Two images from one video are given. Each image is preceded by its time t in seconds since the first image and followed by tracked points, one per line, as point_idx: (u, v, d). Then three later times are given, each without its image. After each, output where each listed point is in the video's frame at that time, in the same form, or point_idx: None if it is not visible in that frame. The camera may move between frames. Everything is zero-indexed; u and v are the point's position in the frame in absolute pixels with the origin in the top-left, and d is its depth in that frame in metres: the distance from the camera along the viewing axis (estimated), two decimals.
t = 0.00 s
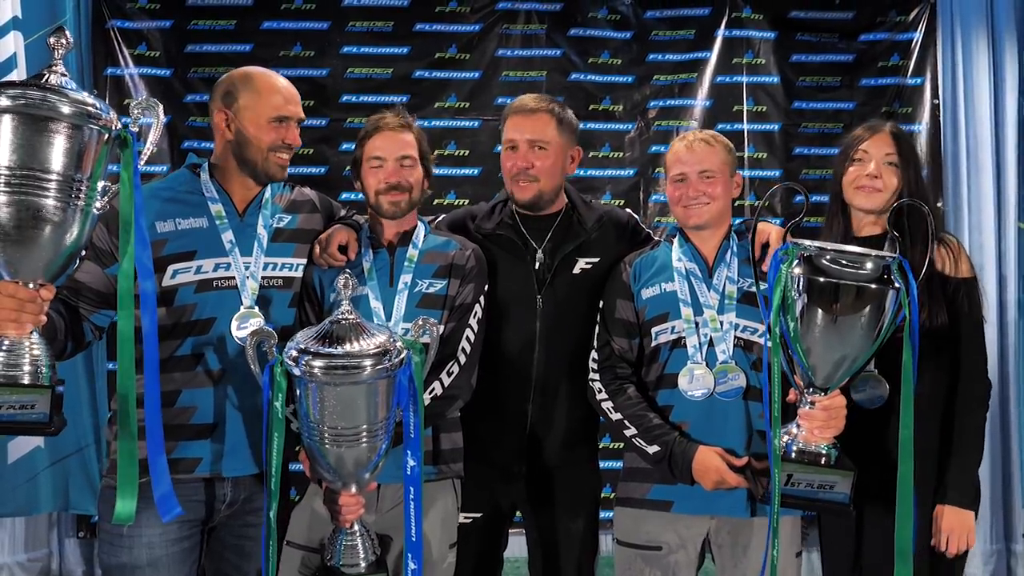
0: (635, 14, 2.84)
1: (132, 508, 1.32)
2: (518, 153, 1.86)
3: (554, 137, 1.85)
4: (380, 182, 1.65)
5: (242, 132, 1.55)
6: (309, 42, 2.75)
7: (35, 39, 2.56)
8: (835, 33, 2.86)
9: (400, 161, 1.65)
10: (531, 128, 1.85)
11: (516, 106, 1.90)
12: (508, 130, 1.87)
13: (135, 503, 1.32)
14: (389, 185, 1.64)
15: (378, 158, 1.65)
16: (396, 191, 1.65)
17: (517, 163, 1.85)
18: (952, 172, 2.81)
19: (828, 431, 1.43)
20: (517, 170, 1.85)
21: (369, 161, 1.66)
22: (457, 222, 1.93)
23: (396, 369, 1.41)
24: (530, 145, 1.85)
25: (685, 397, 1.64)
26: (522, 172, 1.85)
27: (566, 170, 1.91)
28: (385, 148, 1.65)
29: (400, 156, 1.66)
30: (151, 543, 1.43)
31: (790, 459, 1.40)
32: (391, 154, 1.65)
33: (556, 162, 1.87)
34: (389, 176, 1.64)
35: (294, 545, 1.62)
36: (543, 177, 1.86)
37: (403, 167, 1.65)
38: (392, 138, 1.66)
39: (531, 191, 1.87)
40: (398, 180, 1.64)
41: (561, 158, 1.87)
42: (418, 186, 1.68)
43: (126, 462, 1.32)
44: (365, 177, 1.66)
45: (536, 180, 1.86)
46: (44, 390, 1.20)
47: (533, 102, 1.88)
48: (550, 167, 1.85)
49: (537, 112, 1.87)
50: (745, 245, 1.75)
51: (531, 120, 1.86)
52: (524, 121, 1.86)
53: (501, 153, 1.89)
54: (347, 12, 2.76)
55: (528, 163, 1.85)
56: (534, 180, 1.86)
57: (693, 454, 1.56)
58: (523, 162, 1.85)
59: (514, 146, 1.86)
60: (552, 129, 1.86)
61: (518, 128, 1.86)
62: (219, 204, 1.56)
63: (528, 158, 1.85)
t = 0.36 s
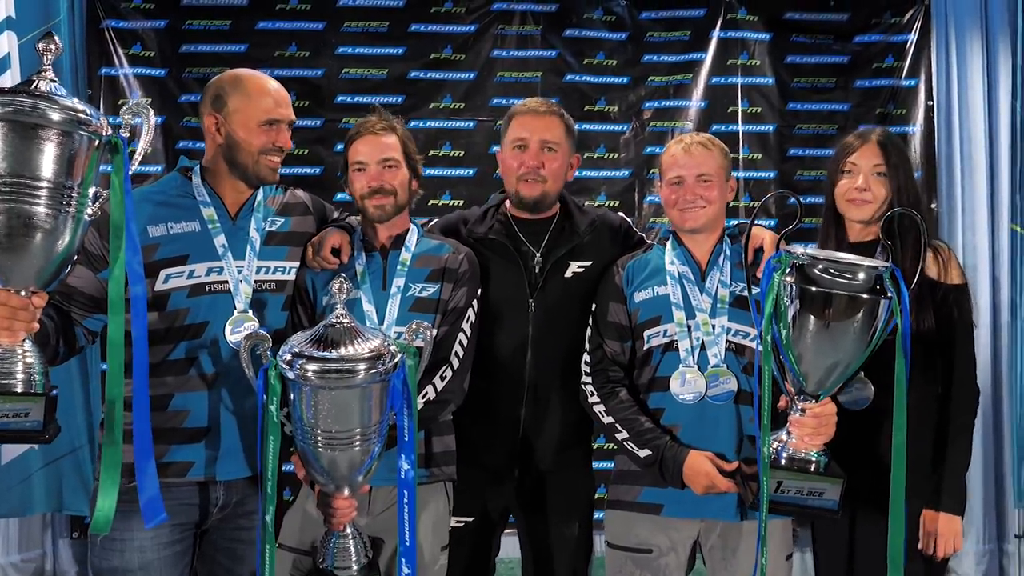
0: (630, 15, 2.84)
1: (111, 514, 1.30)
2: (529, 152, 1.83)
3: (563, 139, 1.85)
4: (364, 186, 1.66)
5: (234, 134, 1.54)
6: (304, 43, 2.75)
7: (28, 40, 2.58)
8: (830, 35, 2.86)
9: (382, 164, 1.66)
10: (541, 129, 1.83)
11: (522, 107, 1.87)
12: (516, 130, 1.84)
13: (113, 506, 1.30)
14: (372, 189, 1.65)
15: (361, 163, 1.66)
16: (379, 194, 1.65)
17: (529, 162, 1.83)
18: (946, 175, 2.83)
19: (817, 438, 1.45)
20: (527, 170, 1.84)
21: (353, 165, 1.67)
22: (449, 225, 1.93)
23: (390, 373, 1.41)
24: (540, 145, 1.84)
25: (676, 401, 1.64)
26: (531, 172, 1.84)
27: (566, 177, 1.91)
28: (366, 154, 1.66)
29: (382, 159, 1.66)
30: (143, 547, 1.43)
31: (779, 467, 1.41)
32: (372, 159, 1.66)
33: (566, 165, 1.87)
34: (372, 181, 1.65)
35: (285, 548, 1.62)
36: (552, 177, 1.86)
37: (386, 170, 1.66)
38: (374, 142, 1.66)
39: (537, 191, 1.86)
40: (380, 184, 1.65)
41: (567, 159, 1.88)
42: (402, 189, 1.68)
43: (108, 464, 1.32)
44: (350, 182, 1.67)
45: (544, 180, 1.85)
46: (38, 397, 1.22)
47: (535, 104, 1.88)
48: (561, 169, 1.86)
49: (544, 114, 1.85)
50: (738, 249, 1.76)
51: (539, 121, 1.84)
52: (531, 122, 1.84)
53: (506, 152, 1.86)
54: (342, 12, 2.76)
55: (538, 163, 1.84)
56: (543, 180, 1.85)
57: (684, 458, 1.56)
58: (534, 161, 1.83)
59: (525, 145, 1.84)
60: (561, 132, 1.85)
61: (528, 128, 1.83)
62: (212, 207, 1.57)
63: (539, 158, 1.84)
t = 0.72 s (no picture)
0: (626, 11, 2.84)
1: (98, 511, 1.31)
2: (521, 162, 1.82)
3: (554, 146, 1.83)
4: (356, 179, 1.65)
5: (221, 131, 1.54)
6: (299, 40, 2.74)
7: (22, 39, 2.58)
8: (827, 31, 2.86)
9: (375, 157, 1.65)
10: (533, 137, 1.81)
11: (512, 110, 1.85)
12: (506, 139, 1.82)
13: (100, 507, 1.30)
14: (363, 182, 1.64)
15: (353, 156, 1.65)
16: (371, 187, 1.64)
17: (522, 172, 1.82)
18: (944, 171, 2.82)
19: (813, 431, 1.43)
20: (520, 180, 1.83)
21: (345, 159, 1.66)
22: (441, 222, 1.93)
23: (379, 371, 1.41)
24: (532, 154, 1.83)
25: (671, 398, 1.64)
26: (524, 182, 1.83)
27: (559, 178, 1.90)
28: (360, 147, 1.65)
29: (375, 153, 1.65)
30: (133, 543, 1.43)
31: (775, 460, 1.39)
32: (366, 152, 1.65)
33: (557, 167, 1.86)
34: (364, 174, 1.64)
35: (276, 545, 1.62)
36: (546, 185, 1.85)
37: (378, 164, 1.65)
38: (367, 135, 1.65)
39: (530, 202, 1.86)
40: (371, 177, 1.64)
41: (558, 166, 1.86)
42: (394, 183, 1.67)
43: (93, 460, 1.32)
44: (341, 176, 1.67)
45: (537, 189, 1.84)
46: (25, 393, 1.21)
47: (527, 107, 1.84)
48: (554, 175, 1.85)
49: (536, 120, 1.83)
50: (733, 246, 1.74)
51: (531, 127, 1.82)
52: (523, 129, 1.82)
53: (498, 160, 1.84)
54: (337, 9, 2.75)
55: (532, 173, 1.83)
56: (536, 190, 1.84)
57: (679, 455, 1.56)
58: (527, 171, 1.82)
59: (517, 155, 1.82)
60: (553, 137, 1.83)
61: (519, 137, 1.81)
62: (201, 205, 1.56)
63: (532, 167, 1.83)
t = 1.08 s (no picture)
0: (632, 6, 2.81)
1: (96, 510, 1.29)
2: (540, 160, 1.81)
3: (566, 142, 1.84)
4: (356, 178, 1.64)
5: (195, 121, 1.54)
6: (304, 37, 2.74)
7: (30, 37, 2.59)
8: (835, 25, 2.83)
9: (376, 155, 1.64)
10: (547, 134, 1.81)
11: (523, 107, 1.83)
12: (524, 137, 1.80)
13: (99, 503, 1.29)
14: (364, 180, 1.63)
15: (354, 154, 1.64)
16: (371, 185, 1.63)
17: (543, 171, 1.80)
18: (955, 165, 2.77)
19: (814, 430, 1.42)
20: (540, 179, 1.81)
21: (345, 156, 1.65)
22: (442, 220, 1.92)
23: (375, 370, 1.40)
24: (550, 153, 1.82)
25: (673, 397, 1.62)
26: (544, 181, 1.81)
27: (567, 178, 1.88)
28: (361, 144, 1.64)
29: (375, 150, 1.64)
30: (132, 543, 1.44)
31: (777, 458, 1.38)
32: (367, 150, 1.63)
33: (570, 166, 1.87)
34: (364, 172, 1.63)
35: (277, 544, 1.62)
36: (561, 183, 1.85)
37: (379, 162, 1.64)
38: (368, 133, 1.64)
39: (549, 201, 1.83)
40: (372, 174, 1.63)
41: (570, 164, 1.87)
42: (394, 182, 1.66)
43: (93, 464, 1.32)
44: (341, 174, 1.65)
45: (557, 189, 1.83)
46: (17, 395, 1.22)
47: (540, 105, 1.83)
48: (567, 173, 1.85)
49: (548, 118, 1.82)
50: (735, 243, 1.74)
51: (544, 125, 1.82)
52: (538, 127, 1.81)
53: (514, 159, 1.82)
54: (342, 6, 2.75)
55: (551, 173, 1.81)
56: (554, 189, 1.83)
57: (680, 452, 1.54)
58: (548, 171, 1.81)
59: (535, 153, 1.81)
60: (564, 134, 1.83)
61: (535, 134, 1.80)
62: (197, 203, 1.56)
63: (552, 166, 1.81)
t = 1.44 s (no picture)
0: (640, 2, 2.79)
1: (89, 509, 1.32)
2: (572, 154, 1.85)
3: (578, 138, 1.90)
4: (357, 178, 1.63)
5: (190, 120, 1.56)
6: (312, 37, 2.74)
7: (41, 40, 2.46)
8: (846, 19, 2.79)
9: (377, 155, 1.63)
10: (565, 130, 1.86)
11: (535, 106, 1.86)
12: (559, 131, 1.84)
13: (92, 503, 1.33)
14: (365, 180, 1.63)
15: (355, 154, 1.63)
16: (373, 186, 1.63)
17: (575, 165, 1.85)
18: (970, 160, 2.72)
19: (820, 430, 1.39)
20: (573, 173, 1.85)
21: (348, 155, 1.64)
22: (445, 219, 1.91)
23: (378, 369, 1.39)
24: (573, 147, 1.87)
25: (678, 396, 1.61)
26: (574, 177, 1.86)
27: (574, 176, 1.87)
28: (362, 144, 1.63)
29: (376, 151, 1.63)
30: (131, 543, 1.44)
31: (779, 459, 1.36)
32: (368, 150, 1.63)
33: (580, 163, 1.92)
34: (365, 172, 1.62)
35: (279, 545, 1.61)
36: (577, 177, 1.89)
37: (381, 162, 1.63)
38: (369, 133, 1.63)
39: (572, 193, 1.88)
40: (374, 175, 1.63)
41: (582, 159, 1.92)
42: (396, 182, 1.65)
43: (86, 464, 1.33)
44: (343, 174, 1.65)
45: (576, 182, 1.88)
46: (14, 392, 1.21)
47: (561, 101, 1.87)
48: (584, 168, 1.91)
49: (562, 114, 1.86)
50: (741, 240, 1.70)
51: (560, 122, 1.86)
52: (557, 124, 1.85)
53: (547, 156, 1.83)
54: (349, 6, 2.75)
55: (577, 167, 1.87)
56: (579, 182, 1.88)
57: (684, 452, 1.52)
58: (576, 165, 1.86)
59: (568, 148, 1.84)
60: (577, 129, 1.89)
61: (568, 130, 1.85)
62: (197, 202, 1.56)
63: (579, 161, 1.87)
